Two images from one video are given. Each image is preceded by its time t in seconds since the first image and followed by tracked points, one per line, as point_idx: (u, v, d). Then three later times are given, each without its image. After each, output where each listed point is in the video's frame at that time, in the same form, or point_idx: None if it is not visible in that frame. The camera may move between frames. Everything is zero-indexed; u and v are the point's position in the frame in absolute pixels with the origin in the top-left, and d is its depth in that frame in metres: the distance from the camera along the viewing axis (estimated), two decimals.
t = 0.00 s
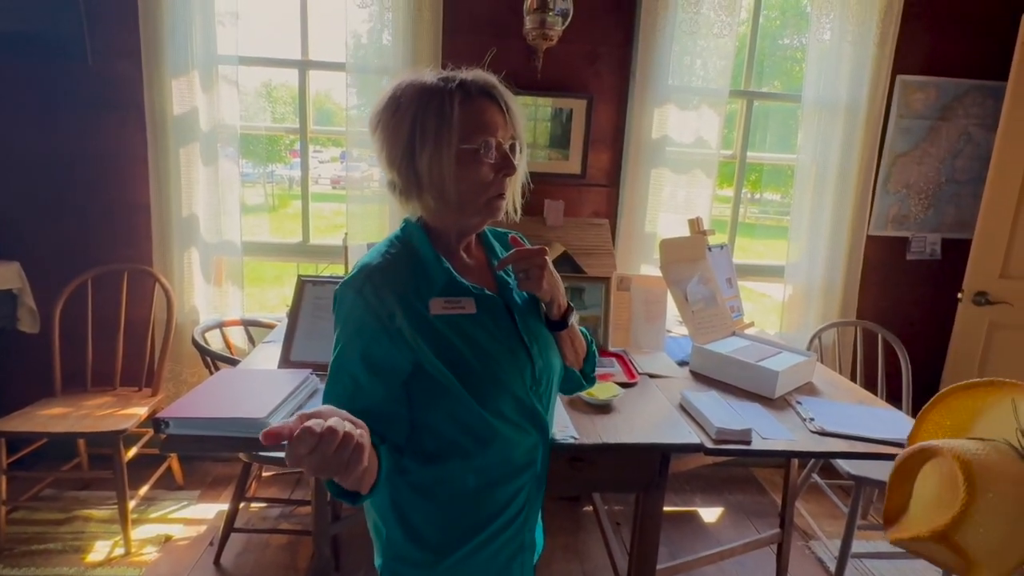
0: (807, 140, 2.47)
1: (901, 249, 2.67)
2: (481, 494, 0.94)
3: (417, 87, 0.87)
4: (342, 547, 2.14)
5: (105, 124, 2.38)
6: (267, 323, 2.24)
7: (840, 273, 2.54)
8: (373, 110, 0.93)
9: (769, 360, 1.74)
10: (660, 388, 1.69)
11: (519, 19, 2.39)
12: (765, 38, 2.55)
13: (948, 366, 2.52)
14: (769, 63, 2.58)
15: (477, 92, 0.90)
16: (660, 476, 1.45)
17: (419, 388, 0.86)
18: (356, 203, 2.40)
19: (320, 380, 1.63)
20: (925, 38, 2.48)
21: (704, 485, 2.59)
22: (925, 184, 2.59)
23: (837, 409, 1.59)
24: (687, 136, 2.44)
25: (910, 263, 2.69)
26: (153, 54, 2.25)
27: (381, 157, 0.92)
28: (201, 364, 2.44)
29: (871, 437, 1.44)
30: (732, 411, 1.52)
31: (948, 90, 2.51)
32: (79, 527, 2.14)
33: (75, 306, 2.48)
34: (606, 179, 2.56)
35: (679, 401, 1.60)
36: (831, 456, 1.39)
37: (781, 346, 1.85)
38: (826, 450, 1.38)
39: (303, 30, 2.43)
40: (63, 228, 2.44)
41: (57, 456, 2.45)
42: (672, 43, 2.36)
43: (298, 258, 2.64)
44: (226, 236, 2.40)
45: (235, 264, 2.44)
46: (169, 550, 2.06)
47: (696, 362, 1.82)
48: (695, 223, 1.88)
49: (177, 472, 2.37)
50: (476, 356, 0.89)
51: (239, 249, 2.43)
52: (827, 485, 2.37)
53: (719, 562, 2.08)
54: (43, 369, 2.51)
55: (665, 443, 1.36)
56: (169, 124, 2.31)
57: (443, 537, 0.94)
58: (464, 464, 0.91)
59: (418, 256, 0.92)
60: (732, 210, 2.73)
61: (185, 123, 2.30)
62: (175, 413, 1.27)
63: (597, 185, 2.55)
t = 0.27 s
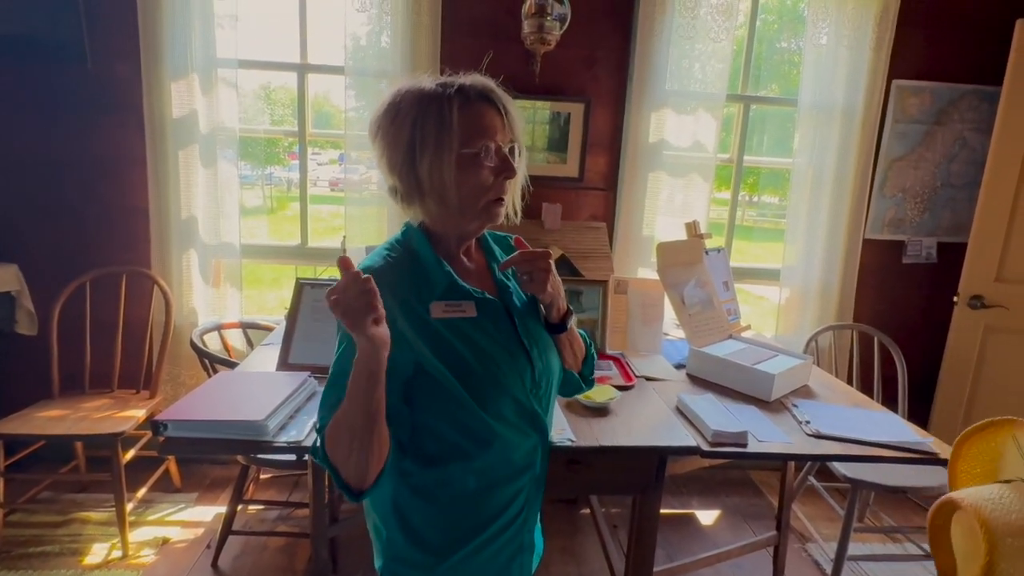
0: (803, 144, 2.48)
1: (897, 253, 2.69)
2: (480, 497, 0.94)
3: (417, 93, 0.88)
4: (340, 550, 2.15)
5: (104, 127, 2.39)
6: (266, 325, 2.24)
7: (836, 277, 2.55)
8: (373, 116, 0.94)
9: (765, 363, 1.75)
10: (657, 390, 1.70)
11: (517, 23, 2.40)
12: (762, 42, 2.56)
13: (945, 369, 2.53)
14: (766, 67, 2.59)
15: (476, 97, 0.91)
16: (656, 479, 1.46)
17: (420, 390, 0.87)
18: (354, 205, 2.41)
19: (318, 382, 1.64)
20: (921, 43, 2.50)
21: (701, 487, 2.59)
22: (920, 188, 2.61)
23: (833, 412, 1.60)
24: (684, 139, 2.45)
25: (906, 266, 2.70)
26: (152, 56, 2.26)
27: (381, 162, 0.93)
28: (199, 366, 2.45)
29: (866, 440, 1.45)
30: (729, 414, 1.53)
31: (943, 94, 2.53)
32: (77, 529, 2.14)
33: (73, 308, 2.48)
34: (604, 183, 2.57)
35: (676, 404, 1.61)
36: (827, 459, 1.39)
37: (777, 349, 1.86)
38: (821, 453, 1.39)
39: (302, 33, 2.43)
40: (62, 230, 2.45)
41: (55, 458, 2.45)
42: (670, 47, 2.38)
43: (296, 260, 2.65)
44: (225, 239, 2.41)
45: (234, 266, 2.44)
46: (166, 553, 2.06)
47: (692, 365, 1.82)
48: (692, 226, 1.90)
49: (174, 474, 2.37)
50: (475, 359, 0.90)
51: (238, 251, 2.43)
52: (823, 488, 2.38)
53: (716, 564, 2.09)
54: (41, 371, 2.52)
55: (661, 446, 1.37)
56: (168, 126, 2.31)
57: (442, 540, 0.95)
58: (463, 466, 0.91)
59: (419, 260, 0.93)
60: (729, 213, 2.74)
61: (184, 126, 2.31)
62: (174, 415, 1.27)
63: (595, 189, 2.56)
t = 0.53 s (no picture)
0: (799, 146, 2.49)
1: (892, 254, 2.70)
2: (478, 497, 0.95)
3: (422, 93, 0.89)
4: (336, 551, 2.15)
5: (101, 128, 2.38)
6: (263, 326, 2.24)
7: (832, 278, 2.56)
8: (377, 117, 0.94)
9: (761, 364, 1.75)
10: (653, 391, 1.70)
11: (514, 25, 2.41)
12: (759, 45, 2.57)
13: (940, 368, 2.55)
14: (762, 70, 2.60)
15: (480, 97, 0.91)
16: (653, 480, 1.46)
17: (421, 389, 0.87)
18: (351, 207, 2.42)
19: (315, 384, 1.64)
20: (915, 47, 2.51)
21: (697, 489, 2.60)
22: (915, 190, 2.62)
23: (828, 413, 1.61)
24: (681, 142, 2.46)
25: (901, 268, 2.71)
26: (150, 57, 2.26)
27: (387, 163, 0.93)
28: (196, 367, 2.45)
29: (861, 441, 1.45)
30: (725, 415, 1.54)
31: (938, 97, 2.54)
32: (73, 531, 2.13)
33: (70, 309, 2.48)
34: (601, 184, 2.57)
35: (673, 405, 1.62)
36: (823, 460, 1.40)
37: (774, 350, 1.86)
38: (817, 454, 1.40)
39: (300, 34, 2.44)
40: (59, 231, 2.44)
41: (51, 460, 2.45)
42: (667, 49, 2.39)
43: (294, 262, 2.65)
44: (222, 240, 2.41)
45: (231, 268, 2.44)
46: (163, 554, 2.05)
47: (688, 366, 1.83)
48: (689, 228, 1.90)
49: (171, 475, 2.37)
50: (477, 360, 0.90)
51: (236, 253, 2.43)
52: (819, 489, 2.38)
53: (712, 565, 2.09)
54: (37, 372, 2.51)
55: (657, 447, 1.38)
56: (166, 128, 2.32)
57: (440, 539, 0.95)
58: (463, 466, 0.92)
59: (421, 259, 0.93)
60: (726, 215, 2.75)
61: (181, 127, 2.31)
62: (171, 416, 1.27)
63: (592, 191, 2.57)
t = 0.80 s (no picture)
0: (795, 147, 2.50)
1: (887, 256, 2.71)
2: (476, 499, 0.95)
3: (423, 95, 0.89)
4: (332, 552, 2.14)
5: (97, 129, 2.38)
6: (259, 327, 2.24)
7: (827, 280, 2.57)
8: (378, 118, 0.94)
9: (757, 364, 1.76)
10: (649, 392, 1.71)
11: (511, 27, 2.41)
12: (755, 47, 2.58)
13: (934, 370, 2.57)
14: (758, 72, 2.61)
15: (482, 100, 0.92)
16: (648, 480, 1.47)
17: (420, 390, 0.87)
18: (348, 208, 2.42)
19: (312, 384, 1.64)
20: (910, 49, 2.53)
21: (694, 489, 2.60)
22: (910, 192, 2.63)
23: (823, 414, 1.61)
24: (676, 143, 2.47)
25: (896, 270, 2.72)
26: (146, 58, 2.26)
27: (387, 164, 0.93)
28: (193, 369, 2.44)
29: (855, 441, 1.46)
30: (720, 415, 1.54)
31: (932, 100, 2.56)
32: (68, 532, 2.13)
33: (66, 310, 2.47)
34: (598, 186, 2.58)
35: (668, 405, 1.62)
36: (817, 460, 1.41)
37: (769, 351, 1.87)
38: (811, 454, 1.40)
39: (297, 36, 2.44)
40: (55, 232, 2.44)
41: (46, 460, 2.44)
42: (663, 51, 2.39)
43: (291, 263, 2.65)
44: (219, 241, 2.41)
45: (228, 269, 2.44)
46: (158, 555, 2.05)
47: (684, 367, 1.84)
48: (685, 229, 1.91)
49: (167, 476, 2.36)
50: (475, 361, 0.90)
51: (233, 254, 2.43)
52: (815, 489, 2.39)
53: (708, 566, 2.10)
54: (32, 373, 2.51)
55: (652, 447, 1.38)
56: (162, 129, 2.32)
57: (438, 540, 0.96)
58: (461, 468, 0.92)
59: (421, 261, 0.94)
60: (722, 217, 2.76)
61: (178, 128, 2.31)
62: (167, 416, 1.27)
63: (589, 192, 2.58)
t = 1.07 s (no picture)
0: (791, 149, 2.51)
1: (883, 256, 2.72)
2: (476, 499, 0.96)
3: (421, 98, 0.90)
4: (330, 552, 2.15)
5: (95, 130, 2.39)
6: (257, 328, 2.24)
7: (823, 280, 2.58)
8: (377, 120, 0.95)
9: (753, 365, 1.77)
10: (646, 392, 1.71)
11: (509, 28, 2.42)
12: (752, 48, 2.59)
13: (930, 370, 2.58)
14: (754, 73, 2.62)
15: (480, 103, 0.92)
16: (645, 480, 1.47)
17: (420, 392, 0.88)
18: (346, 208, 2.42)
19: (310, 385, 1.65)
20: (905, 51, 2.54)
21: (691, 489, 2.61)
22: (906, 193, 2.64)
23: (818, 414, 1.62)
24: (673, 144, 2.48)
25: (892, 270, 2.74)
26: (144, 58, 2.26)
27: (386, 166, 0.94)
28: (191, 369, 2.45)
29: (850, 441, 1.47)
30: (716, 415, 1.55)
31: (928, 101, 2.57)
32: (66, 532, 2.13)
33: (63, 311, 2.48)
34: (595, 187, 2.59)
35: (665, 406, 1.63)
36: (812, 459, 1.42)
37: (765, 351, 1.88)
38: (806, 454, 1.41)
39: (295, 37, 2.45)
40: (52, 233, 2.44)
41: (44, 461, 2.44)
42: (660, 53, 2.40)
43: (289, 263, 2.65)
44: (217, 242, 2.41)
45: (226, 270, 2.44)
46: (156, 556, 2.06)
47: (680, 367, 1.85)
48: (681, 230, 1.92)
49: (165, 477, 2.37)
50: (475, 363, 0.91)
51: (231, 255, 2.44)
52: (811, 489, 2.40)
53: (705, 565, 2.11)
54: (30, 374, 2.51)
55: (649, 447, 1.39)
56: (160, 130, 2.32)
57: (438, 540, 0.96)
58: (461, 469, 0.93)
59: (421, 264, 0.94)
60: (719, 218, 2.77)
61: (176, 129, 2.31)
62: (165, 417, 1.28)
63: (586, 193, 2.59)
